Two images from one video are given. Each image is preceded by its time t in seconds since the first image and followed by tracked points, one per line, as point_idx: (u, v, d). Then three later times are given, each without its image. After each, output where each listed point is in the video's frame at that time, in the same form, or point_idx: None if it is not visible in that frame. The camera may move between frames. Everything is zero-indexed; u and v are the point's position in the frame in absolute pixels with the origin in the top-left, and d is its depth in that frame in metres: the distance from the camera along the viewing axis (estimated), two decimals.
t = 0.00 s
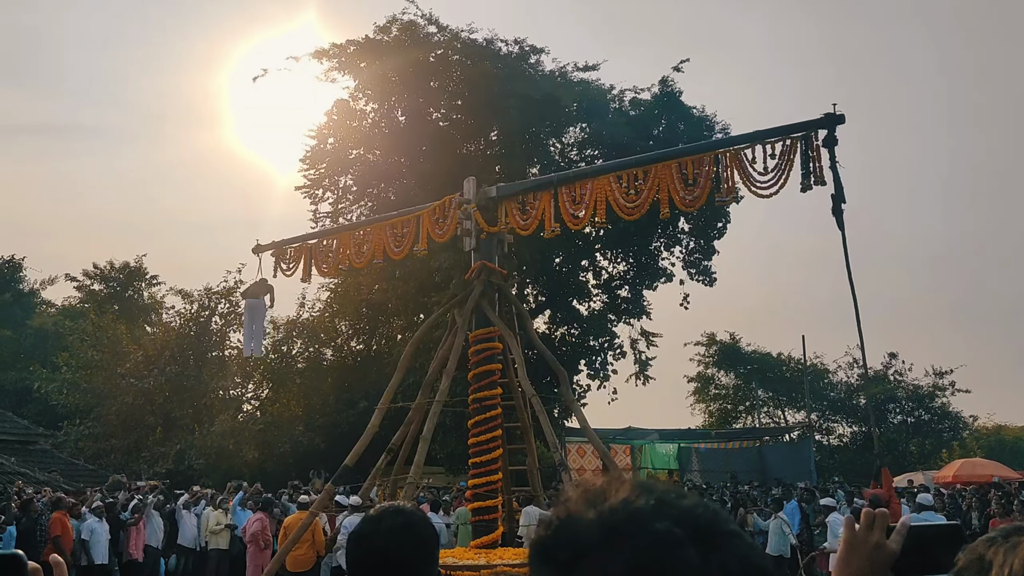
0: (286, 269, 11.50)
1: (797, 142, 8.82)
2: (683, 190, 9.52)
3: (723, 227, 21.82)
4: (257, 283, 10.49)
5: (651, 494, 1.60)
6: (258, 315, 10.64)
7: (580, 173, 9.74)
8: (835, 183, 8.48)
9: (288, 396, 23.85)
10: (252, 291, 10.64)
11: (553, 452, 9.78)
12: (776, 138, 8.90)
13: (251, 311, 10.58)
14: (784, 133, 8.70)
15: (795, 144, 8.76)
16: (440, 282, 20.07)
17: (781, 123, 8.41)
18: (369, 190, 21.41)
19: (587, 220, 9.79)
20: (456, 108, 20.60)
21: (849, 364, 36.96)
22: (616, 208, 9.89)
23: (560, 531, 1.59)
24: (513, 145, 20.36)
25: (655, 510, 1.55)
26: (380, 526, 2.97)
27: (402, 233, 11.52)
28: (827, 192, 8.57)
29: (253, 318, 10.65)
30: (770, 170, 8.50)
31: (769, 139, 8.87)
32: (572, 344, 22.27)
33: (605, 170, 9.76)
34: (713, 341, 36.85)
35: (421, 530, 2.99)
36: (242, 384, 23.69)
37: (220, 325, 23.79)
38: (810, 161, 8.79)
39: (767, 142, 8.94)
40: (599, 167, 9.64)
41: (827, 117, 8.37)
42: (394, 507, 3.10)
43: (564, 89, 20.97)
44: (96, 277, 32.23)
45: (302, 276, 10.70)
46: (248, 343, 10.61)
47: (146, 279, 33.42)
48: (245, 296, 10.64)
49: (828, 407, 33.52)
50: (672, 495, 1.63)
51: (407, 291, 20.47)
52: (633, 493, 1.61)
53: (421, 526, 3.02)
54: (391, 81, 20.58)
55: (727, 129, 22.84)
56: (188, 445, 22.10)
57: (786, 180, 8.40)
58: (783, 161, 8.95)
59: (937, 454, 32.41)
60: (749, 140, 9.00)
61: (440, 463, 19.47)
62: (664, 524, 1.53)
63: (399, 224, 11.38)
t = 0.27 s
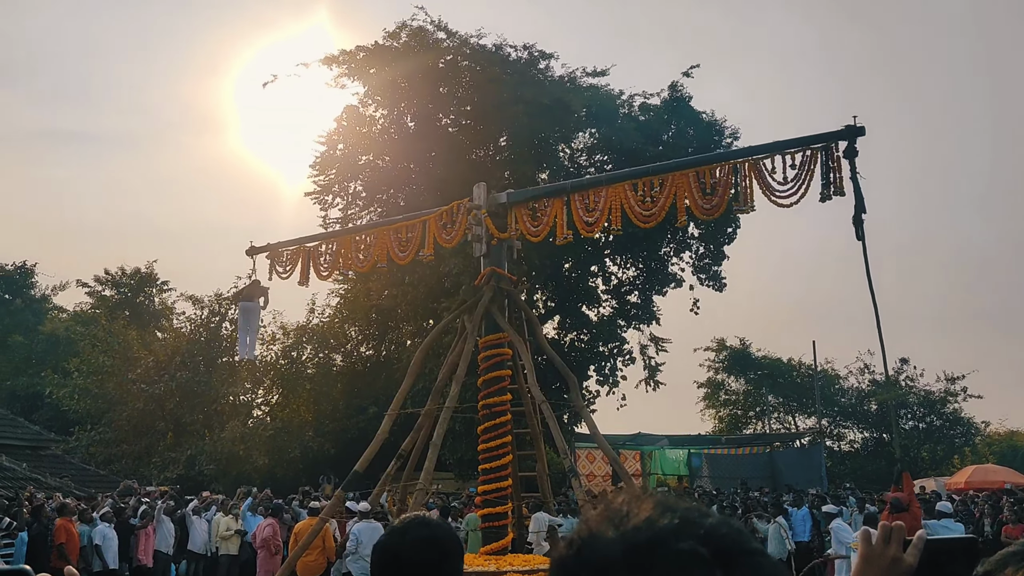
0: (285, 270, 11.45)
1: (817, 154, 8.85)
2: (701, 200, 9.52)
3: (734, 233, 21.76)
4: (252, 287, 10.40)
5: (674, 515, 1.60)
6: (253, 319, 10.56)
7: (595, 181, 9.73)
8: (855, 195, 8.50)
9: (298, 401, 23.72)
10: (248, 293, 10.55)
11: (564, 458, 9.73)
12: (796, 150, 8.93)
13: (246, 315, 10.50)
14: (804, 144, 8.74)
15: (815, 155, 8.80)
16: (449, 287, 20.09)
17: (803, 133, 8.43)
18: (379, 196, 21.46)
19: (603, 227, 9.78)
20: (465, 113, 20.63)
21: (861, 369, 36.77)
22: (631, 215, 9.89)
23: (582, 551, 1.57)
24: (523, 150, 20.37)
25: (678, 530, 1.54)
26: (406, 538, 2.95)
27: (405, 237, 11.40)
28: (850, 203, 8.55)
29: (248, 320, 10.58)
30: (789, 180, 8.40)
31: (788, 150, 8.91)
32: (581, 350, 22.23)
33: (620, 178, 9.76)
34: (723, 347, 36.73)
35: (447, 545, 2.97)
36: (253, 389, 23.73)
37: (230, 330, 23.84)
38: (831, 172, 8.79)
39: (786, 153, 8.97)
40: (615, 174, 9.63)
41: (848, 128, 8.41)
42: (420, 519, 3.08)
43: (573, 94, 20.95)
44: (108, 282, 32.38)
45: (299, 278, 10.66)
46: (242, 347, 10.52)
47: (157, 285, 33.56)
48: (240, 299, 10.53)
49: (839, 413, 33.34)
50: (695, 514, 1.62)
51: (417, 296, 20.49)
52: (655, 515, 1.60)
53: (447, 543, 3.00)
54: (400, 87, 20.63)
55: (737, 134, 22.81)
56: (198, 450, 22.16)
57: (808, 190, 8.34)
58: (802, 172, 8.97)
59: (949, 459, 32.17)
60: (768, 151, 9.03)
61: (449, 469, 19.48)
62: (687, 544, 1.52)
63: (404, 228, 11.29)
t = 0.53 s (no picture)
0: (281, 271, 11.39)
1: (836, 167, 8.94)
2: (718, 209, 9.65)
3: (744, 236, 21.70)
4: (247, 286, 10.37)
5: (692, 531, 1.61)
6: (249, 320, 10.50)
7: (610, 188, 9.76)
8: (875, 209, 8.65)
9: (308, 407, 23.69)
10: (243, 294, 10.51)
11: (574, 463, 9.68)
12: (815, 164, 9.02)
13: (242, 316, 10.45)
14: (823, 159, 8.83)
15: (834, 169, 8.91)
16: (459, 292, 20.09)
17: (823, 148, 8.51)
18: (388, 201, 21.49)
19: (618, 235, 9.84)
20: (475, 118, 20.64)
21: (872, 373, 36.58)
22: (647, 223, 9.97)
23: (599, 569, 1.58)
24: (532, 154, 20.39)
25: (696, 546, 1.55)
26: (432, 550, 2.94)
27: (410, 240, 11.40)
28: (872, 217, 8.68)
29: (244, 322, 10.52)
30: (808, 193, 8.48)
31: (806, 163, 8.98)
32: (592, 354, 22.19)
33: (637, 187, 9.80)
34: (734, 351, 36.61)
35: (471, 554, 2.97)
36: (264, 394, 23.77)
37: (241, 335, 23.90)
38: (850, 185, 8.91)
39: (804, 166, 9.05)
40: (631, 183, 9.66)
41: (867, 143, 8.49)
42: (446, 529, 3.07)
43: (583, 98, 20.95)
44: (120, 288, 32.52)
45: (298, 280, 10.62)
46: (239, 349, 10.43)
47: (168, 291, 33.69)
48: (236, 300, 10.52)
49: (851, 417, 33.17)
50: (713, 530, 1.64)
51: (427, 300, 20.50)
52: (672, 531, 1.61)
53: (473, 553, 2.99)
54: (410, 92, 20.67)
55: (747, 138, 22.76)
56: (210, 455, 22.20)
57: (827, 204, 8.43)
58: (820, 184, 9.06)
59: (962, 464, 31.95)
60: (787, 164, 9.10)
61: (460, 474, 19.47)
62: (704, 561, 1.52)
63: (410, 231, 11.31)
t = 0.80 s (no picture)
0: (278, 271, 11.32)
1: (851, 176, 8.96)
2: (733, 216, 9.71)
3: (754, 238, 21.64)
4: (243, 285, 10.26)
5: (697, 549, 1.75)
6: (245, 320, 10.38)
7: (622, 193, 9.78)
8: (891, 218, 8.68)
9: (317, 410, 23.72)
10: (237, 294, 10.39)
11: (584, 467, 9.67)
12: (830, 172, 9.02)
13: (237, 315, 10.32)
14: (838, 167, 8.83)
15: (849, 178, 8.93)
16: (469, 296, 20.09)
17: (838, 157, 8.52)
18: (397, 205, 21.52)
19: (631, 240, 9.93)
20: (483, 122, 20.66)
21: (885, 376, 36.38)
22: (660, 229, 10.01)
23: None
24: (540, 157, 20.43)
25: (700, 562, 1.69)
26: (451, 558, 2.94)
27: (415, 242, 11.41)
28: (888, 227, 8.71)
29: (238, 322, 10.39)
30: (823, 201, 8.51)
31: (821, 171, 8.98)
32: (601, 357, 22.19)
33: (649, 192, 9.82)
34: (745, 354, 36.49)
35: (488, 561, 2.98)
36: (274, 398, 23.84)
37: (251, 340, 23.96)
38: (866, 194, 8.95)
39: (819, 174, 9.06)
40: (644, 188, 9.70)
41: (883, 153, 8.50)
42: (461, 536, 3.08)
43: (591, 101, 20.97)
44: (132, 293, 32.69)
45: (297, 281, 10.58)
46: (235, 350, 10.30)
47: (180, 296, 33.83)
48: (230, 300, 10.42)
49: (863, 419, 33.02)
50: (716, 547, 1.77)
51: (436, 304, 20.53)
52: (677, 550, 1.75)
53: (488, 560, 3.00)
54: (419, 96, 20.71)
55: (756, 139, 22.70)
56: (221, 459, 22.27)
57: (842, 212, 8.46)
58: (835, 192, 9.07)
59: (975, 467, 31.72)
60: (801, 172, 9.10)
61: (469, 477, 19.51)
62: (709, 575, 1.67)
63: (415, 234, 11.30)
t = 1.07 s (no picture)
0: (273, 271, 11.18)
1: (865, 187, 8.94)
2: (746, 223, 9.73)
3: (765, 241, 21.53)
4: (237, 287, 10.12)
5: (714, 557, 1.75)
6: (240, 323, 10.23)
7: (634, 200, 9.77)
8: (905, 228, 8.66)
9: (328, 415, 23.74)
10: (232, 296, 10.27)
11: (595, 470, 9.64)
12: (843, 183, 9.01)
13: (232, 318, 10.17)
14: (851, 179, 8.81)
15: (862, 189, 8.91)
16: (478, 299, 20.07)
17: (850, 169, 8.50)
18: (406, 209, 21.51)
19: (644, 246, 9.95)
20: (492, 126, 20.64)
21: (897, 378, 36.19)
22: (673, 235, 10.01)
23: None
24: (549, 160, 20.43)
25: (718, 569, 1.70)
26: (458, 563, 2.93)
27: (420, 245, 11.36)
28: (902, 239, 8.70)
29: (232, 325, 10.22)
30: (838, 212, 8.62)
31: (834, 182, 8.96)
32: (611, 360, 22.15)
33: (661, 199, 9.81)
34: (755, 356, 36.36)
35: (495, 563, 2.97)
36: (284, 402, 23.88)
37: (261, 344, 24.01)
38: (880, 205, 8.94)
39: (832, 184, 9.05)
40: (657, 195, 9.69)
41: (896, 165, 8.47)
42: (468, 542, 3.07)
43: (599, 105, 21.06)
44: (144, 299, 32.89)
45: (296, 283, 10.56)
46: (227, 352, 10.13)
47: (191, 301, 33.95)
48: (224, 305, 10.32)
49: (875, 422, 32.85)
50: (733, 554, 1.78)
51: (446, 308, 20.54)
52: (694, 557, 1.75)
53: (499, 567, 2.99)
54: (427, 101, 20.74)
55: (766, 141, 22.64)
56: (232, 464, 22.32)
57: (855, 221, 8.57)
58: (849, 202, 9.05)
59: (989, 469, 31.48)
60: (814, 182, 9.08)
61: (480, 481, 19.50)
62: None
63: (421, 236, 11.25)
